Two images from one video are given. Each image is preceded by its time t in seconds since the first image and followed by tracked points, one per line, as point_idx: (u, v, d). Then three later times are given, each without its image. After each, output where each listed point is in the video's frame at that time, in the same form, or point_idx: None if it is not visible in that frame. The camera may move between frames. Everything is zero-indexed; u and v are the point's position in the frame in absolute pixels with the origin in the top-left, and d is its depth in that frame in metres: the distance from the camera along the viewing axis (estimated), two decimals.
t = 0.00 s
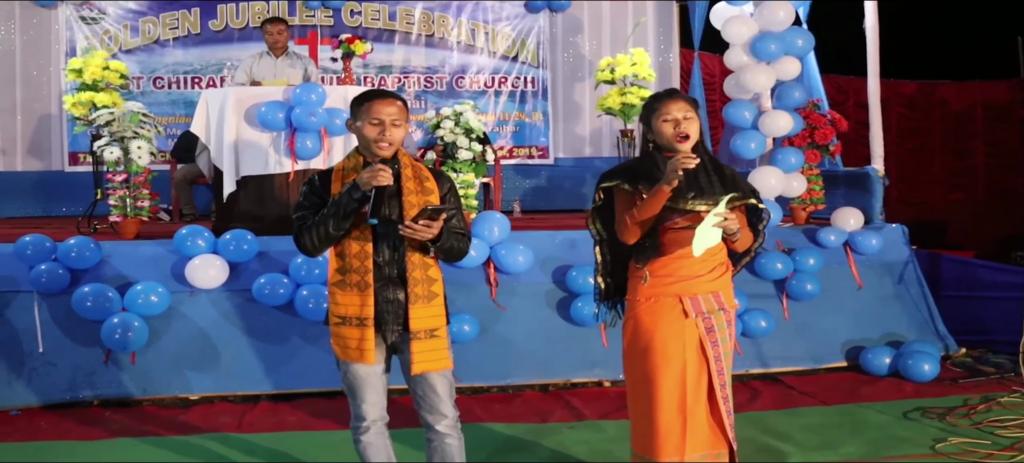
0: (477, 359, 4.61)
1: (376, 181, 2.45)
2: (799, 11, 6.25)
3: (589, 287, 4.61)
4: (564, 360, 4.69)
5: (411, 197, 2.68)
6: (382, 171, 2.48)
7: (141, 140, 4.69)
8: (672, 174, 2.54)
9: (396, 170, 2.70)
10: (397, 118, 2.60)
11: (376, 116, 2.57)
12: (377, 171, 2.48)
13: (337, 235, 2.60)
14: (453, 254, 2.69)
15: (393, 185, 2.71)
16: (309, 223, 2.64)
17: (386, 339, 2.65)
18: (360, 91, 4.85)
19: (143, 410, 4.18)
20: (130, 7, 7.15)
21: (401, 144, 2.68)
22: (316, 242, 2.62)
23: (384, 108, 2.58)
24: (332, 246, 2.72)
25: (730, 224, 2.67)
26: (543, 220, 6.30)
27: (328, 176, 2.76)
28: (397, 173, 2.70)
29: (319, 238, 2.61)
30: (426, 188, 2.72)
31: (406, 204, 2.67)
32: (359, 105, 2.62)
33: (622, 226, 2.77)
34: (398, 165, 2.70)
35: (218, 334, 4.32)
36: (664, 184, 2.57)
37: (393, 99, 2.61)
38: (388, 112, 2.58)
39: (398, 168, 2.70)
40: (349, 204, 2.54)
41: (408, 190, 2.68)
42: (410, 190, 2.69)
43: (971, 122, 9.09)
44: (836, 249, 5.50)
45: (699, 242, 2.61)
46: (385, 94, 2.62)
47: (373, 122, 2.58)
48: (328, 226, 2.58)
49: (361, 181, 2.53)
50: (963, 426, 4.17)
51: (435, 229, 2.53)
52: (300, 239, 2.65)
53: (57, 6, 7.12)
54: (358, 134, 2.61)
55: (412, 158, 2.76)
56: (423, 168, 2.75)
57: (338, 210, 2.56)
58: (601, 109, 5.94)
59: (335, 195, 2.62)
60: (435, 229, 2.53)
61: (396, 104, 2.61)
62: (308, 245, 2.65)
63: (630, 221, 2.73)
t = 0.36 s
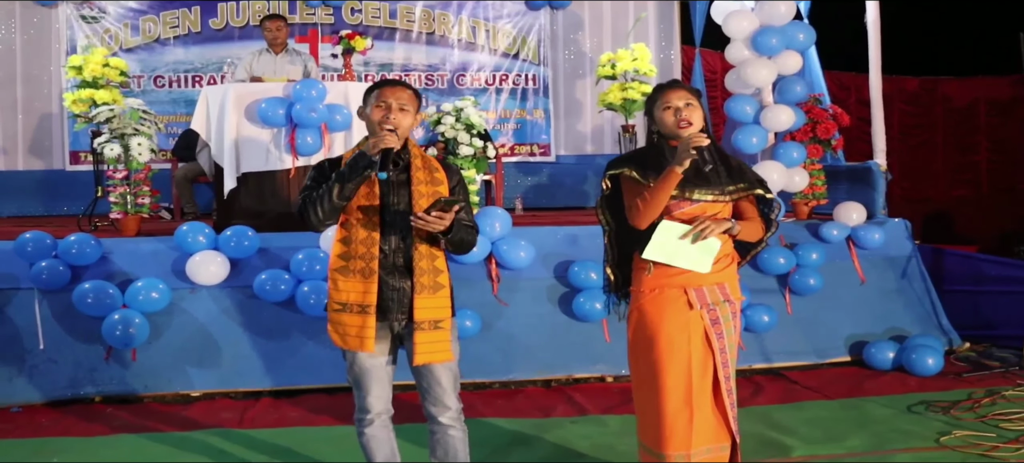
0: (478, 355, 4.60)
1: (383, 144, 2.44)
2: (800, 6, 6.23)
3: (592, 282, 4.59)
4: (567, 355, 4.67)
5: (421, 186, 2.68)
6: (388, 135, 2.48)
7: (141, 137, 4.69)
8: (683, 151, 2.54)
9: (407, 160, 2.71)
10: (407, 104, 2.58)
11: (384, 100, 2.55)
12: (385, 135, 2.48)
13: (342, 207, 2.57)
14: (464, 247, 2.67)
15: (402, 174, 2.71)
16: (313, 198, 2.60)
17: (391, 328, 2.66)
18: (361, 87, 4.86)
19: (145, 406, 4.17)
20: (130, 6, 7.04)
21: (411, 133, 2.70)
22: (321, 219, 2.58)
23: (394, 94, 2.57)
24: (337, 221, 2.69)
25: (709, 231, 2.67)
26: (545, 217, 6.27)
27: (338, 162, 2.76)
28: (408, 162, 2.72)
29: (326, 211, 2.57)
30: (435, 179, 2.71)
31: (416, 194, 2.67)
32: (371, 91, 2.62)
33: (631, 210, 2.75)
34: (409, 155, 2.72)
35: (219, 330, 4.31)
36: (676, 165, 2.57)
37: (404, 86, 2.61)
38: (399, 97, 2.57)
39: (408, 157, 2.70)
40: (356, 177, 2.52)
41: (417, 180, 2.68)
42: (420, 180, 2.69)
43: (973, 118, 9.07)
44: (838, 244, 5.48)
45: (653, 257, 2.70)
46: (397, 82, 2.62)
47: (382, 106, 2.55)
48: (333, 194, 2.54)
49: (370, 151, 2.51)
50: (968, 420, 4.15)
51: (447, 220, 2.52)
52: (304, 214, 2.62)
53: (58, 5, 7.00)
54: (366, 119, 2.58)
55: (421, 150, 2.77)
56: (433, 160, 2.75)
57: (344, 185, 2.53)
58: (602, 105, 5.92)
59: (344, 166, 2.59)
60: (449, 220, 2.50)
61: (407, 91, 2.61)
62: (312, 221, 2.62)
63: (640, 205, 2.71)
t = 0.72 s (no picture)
0: (479, 350, 4.57)
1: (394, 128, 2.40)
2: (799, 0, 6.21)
3: (591, 276, 4.57)
4: (568, 349, 4.65)
5: (431, 176, 2.64)
6: (395, 115, 2.48)
7: (139, 134, 4.66)
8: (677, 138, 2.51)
9: (418, 150, 2.68)
10: (420, 93, 2.58)
11: (396, 88, 2.55)
12: (393, 115, 2.48)
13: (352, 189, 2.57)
14: (467, 238, 2.62)
15: (413, 164, 2.68)
16: (322, 182, 2.59)
17: (400, 319, 2.65)
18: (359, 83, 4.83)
19: (145, 403, 4.15)
20: (128, 5, 6.98)
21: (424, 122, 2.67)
22: (330, 203, 2.58)
23: (408, 82, 2.57)
24: (349, 206, 2.69)
25: (705, 221, 2.65)
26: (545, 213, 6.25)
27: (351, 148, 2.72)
28: (419, 152, 2.68)
29: (335, 196, 2.58)
30: (447, 169, 2.67)
31: (425, 184, 2.64)
32: (386, 80, 2.62)
33: (627, 200, 2.74)
34: (421, 144, 2.68)
35: (219, 327, 4.28)
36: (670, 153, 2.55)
37: (418, 77, 2.61)
38: (412, 86, 2.57)
39: (420, 148, 2.68)
40: (363, 158, 2.53)
41: (428, 170, 2.65)
42: (431, 170, 2.66)
43: (973, 111, 9.06)
44: (839, 236, 5.47)
45: (652, 249, 2.68)
46: (410, 72, 2.62)
47: (394, 93, 2.55)
48: (342, 177, 2.54)
49: (377, 130, 2.53)
50: (970, 411, 4.14)
51: (447, 211, 2.50)
52: (314, 198, 2.60)
53: (55, 4, 6.95)
54: (378, 108, 2.58)
55: (434, 140, 2.74)
56: (445, 150, 2.72)
57: (353, 167, 2.53)
58: (601, 99, 5.90)
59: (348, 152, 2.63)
60: (446, 210, 2.49)
61: (421, 80, 2.61)
62: (320, 207, 2.61)
63: (636, 194, 2.70)
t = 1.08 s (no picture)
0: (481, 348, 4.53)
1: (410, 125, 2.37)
2: None
3: (593, 272, 4.57)
4: (570, 345, 4.62)
5: (448, 170, 2.64)
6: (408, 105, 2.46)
7: (138, 133, 4.63)
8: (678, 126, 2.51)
9: (433, 143, 2.66)
10: (434, 85, 2.56)
11: (410, 80, 2.54)
12: (406, 105, 2.49)
13: (366, 181, 2.56)
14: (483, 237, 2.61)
15: (429, 157, 2.66)
16: (338, 176, 2.58)
17: (415, 313, 2.63)
18: (357, 80, 4.81)
19: (147, 403, 4.10)
20: (125, 5, 6.94)
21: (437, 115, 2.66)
22: (345, 196, 2.57)
23: (422, 74, 2.55)
24: (363, 200, 2.65)
25: (707, 212, 2.63)
26: (546, 210, 6.21)
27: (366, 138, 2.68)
28: (435, 145, 2.67)
29: (350, 190, 2.57)
30: (463, 162, 2.67)
31: (441, 177, 2.63)
32: (400, 73, 2.60)
33: (628, 190, 2.72)
34: (436, 137, 2.67)
35: (220, 325, 4.25)
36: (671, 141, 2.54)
37: (431, 69, 2.59)
38: (425, 77, 2.55)
39: (435, 140, 2.67)
40: (376, 149, 2.50)
41: (444, 163, 2.64)
42: (446, 163, 2.65)
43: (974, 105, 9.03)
44: (842, 230, 5.45)
45: (654, 241, 2.66)
46: (423, 64, 2.60)
47: (409, 85, 2.53)
48: (356, 170, 2.53)
49: (391, 122, 2.50)
50: (977, 403, 4.11)
51: (456, 221, 2.46)
52: (329, 193, 2.59)
53: (53, 5, 6.92)
54: (392, 99, 2.56)
55: (449, 133, 2.73)
56: (461, 142, 2.71)
57: (367, 159, 2.50)
58: (600, 95, 5.87)
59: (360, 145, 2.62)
60: (456, 222, 2.46)
61: (434, 72, 2.59)
62: (335, 200, 2.61)
63: (636, 184, 2.68)
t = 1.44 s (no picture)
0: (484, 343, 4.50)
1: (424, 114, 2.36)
2: None
3: (596, 265, 4.54)
4: (574, 340, 4.60)
5: (461, 160, 2.61)
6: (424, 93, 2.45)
7: (137, 131, 4.61)
8: (686, 114, 2.49)
9: (447, 133, 2.63)
10: (447, 75, 2.55)
11: (423, 69, 2.52)
12: (420, 94, 2.48)
13: (380, 169, 2.54)
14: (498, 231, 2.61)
15: (443, 147, 2.63)
16: (352, 164, 2.56)
17: (429, 305, 2.60)
18: (358, 76, 4.79)
19: (150, 400, 4.07)
20: (125, 4, 6.92)
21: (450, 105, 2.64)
22: (360, 183, 2.55)
23: (434, 63, 2.53)
24: (377, 190, 2.62)
25: (712, 201, 2.64)
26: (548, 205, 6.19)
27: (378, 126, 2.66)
28: (448, 135, 2.63)
29: (365, 176, 2.55)
30: (476, 152, 2.65)
31: (455, 168, 2.60)
32: (411, 63, 2.58)
33: (636, 179, 2.70)
34: (449, 127, 2.64)
35: (222, 322, 4.23)
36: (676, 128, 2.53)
37: (444, 58, 2.57)
38: (438, 66, 2.53)
39: (449, 131, 2.64)
40: (391, 137, 2.50)
41: (458, 154, 2.61)
42: (460, 153, 2.61)
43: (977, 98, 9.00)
44: (846, 223, 5.43)
45: (661, 230, 2.67)
46: (435, 53, 2.58)
47: (421, 74, 2.52)
48: (370, 156, 2.52)
49: (405, 109, 2.52)
50: (984, 394, 4.08)
51: (472, 219, 2.43)
52: (343, 180, 2.58)
53: (52, 5, 6.89)
54: (404, 89, 2.54)
55: (462, 123, 2.69)
56: (474, 132, 2.68)
57: (382, 146, 2.51)
58: (601, 89, 5.85)
59: (374, 133, 2.59)
60: (473, 219, 2.42)
61: (447, 62, 2.57)
62: (349, 187, 2.59)
63: (642, 173, 2.66)
